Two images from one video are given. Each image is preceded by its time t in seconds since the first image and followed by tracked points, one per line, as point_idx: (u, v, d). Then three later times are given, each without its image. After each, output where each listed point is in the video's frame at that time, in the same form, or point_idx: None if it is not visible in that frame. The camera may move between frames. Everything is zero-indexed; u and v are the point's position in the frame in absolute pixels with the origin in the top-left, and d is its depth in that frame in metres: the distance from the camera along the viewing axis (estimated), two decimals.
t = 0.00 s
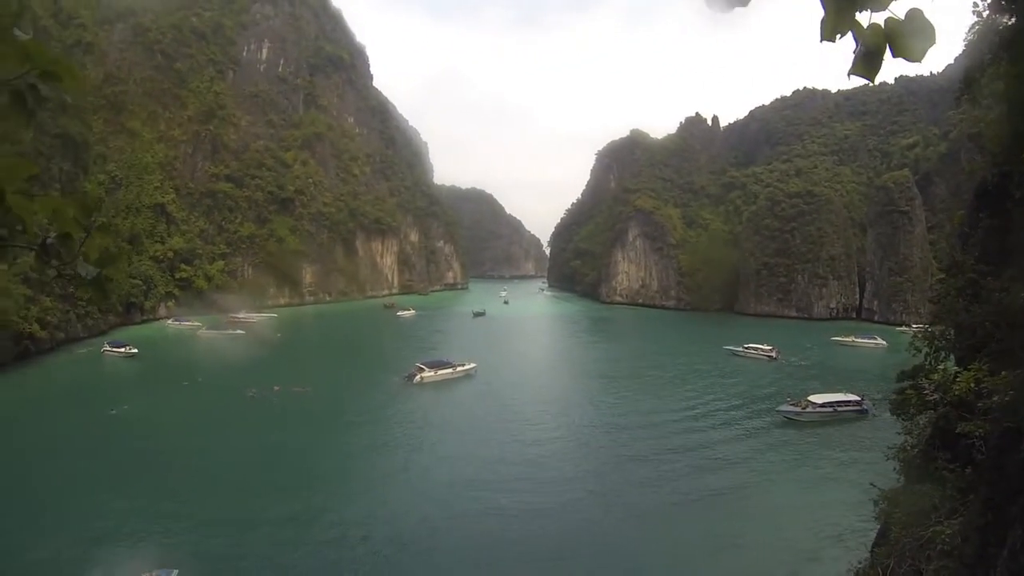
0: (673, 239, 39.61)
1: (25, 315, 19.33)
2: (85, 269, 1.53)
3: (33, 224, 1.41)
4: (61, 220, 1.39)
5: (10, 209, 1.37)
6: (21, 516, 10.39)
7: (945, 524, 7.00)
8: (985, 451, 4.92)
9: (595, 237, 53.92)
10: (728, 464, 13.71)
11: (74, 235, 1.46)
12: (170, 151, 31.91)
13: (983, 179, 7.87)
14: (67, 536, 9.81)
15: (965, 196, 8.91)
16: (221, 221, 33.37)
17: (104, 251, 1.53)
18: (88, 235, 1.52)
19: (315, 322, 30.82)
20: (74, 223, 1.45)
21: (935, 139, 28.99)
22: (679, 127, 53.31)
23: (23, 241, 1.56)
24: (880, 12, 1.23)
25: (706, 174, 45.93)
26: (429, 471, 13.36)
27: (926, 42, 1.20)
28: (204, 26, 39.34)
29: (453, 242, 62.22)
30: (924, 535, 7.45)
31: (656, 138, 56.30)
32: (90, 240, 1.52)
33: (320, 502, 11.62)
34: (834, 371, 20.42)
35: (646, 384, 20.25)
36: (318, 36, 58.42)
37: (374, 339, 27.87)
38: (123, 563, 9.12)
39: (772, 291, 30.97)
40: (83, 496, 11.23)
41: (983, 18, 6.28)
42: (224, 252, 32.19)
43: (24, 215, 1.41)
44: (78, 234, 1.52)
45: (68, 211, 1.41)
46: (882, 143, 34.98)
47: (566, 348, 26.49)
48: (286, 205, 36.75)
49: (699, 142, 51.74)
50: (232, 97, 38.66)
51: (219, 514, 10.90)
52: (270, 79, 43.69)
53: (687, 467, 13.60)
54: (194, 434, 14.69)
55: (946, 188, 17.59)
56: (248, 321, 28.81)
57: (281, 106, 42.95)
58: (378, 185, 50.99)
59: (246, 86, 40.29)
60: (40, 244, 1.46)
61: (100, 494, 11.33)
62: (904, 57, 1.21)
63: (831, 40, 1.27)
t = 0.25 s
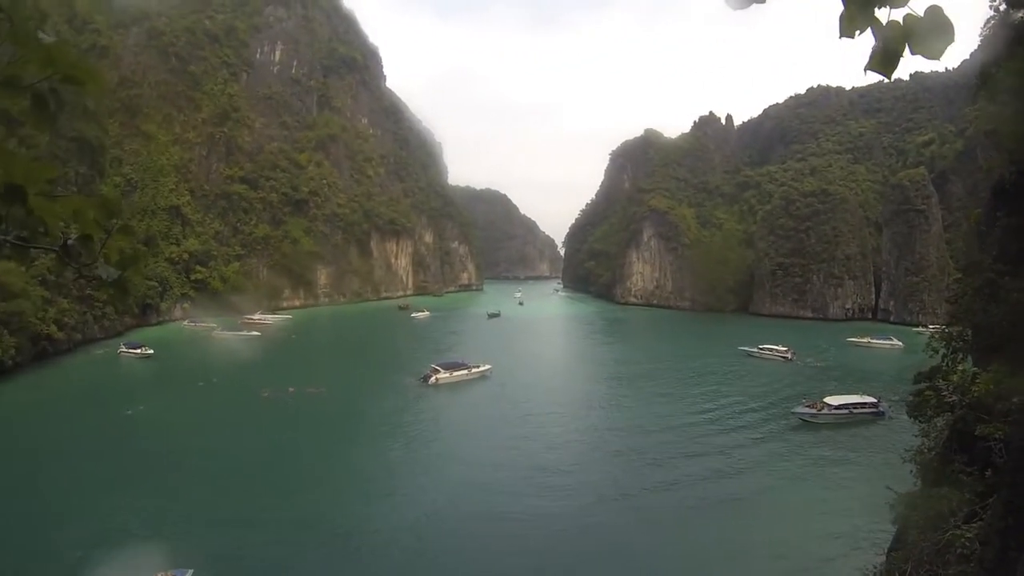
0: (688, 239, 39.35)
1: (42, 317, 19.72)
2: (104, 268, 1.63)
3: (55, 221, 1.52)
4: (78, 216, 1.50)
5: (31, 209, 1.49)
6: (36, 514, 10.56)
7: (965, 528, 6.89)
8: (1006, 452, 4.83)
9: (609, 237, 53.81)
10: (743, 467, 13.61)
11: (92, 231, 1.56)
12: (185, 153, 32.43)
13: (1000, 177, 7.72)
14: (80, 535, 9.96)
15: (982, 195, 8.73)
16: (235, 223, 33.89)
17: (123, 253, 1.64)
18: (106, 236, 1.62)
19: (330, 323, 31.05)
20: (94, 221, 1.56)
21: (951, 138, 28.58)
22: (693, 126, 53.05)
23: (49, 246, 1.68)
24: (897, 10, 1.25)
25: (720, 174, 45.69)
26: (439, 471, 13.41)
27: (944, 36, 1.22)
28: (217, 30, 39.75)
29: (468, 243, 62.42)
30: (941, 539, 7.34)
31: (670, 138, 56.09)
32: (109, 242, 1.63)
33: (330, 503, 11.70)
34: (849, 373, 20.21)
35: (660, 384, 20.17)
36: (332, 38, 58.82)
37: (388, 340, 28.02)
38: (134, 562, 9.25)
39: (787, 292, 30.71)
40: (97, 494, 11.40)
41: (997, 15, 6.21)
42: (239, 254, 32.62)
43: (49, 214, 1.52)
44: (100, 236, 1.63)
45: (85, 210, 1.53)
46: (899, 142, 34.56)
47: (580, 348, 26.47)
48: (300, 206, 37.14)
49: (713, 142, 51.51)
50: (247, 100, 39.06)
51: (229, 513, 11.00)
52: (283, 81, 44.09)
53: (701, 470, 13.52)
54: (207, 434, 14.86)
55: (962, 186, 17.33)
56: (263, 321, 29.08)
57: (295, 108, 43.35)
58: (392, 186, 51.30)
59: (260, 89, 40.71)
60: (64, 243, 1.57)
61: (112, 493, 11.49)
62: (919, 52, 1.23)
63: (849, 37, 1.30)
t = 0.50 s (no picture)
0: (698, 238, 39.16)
1: (54, 312, 19.79)
2: (118, 263, 1.64)
3: (67, 215, 1.54)
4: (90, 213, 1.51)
5: (46, 203, 1.52)
6: (41, 507, 10.70)
7: (976, 531, 6.79)
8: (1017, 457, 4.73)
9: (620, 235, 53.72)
10: (750, 467, 13.53)
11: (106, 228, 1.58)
12: (196, 150, 32.65)
13: (1013, 176, 7.59)
14: (84, 529, 10.07)
15: (995, 195, 8.60)
16: (246, 219, 33.82)
17: (137, 250, 1.65)
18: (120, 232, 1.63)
19: (340, 320, 31.16)
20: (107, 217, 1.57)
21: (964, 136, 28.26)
22: (705, 124, 52.84)
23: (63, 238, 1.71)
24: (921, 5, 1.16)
25: (731, 172, 45.48)
26: (445, 468, 13.44)
27: (967, 37, 1.14)
28: (228, 27, 39.96)
29: (479, 240, 62.54)
30: (951, 541, 7.25)
31: (681, 136, 55.88)
32: (122, 237, 1.63)
33: (333, 498, 11.76)
34: (859, 373, 20.05)
35: (668, 383, 20.12)
36: (343, 35, 59.05)
37: (397, 336, 28.12)
38: (136, 554, 9.35)
39: (797, 291, 30.54)
40: (103, 489, 11.49)
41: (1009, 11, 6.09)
42: (249, 250, 32.68)
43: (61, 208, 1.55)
44: (116, 232, 1.63)
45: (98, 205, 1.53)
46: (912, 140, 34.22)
47: (589, 346, 26.46)
48: (310, 203, 37.00)
49: (724, 140, 51.29)
50: (257, 96, 39.26)
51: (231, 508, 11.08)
52: (294, 78, 44.28)
53: (709, 468, 13.46)
54: (214, 429, 14.98)
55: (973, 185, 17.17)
56: (273, 317, 29.23)
57: (306, 105, 43.53)
58: (402, 183, 51.49)
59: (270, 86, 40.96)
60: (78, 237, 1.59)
61: (118, 487, 11.62)
62: (944, 50, 1.14)
63: (870, 35, 1.22)
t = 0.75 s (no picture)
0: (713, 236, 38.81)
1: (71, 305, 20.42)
2: (139, 254, 1.67)
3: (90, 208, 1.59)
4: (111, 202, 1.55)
5: (71, 195, 1.57)
6: (56, 497, 10.90)
7: (993, 536, 6.69)
8: None
9: (634, 233, 53.51)
10: (765, 468, 13.43)
11: (124, 219, 1.62)
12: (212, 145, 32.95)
13: None
14: (93, 521, 10.15)
15: (1014, 197, 8.45)
16: (262, 214, 34.12)
17: (157, 241, 1.68)
18: (141, 220, 1.66)
19: (354, 316, 31.36)
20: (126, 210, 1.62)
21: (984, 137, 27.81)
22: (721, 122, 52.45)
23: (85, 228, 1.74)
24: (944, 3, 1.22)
25: (748, 170, 45.13)
26: (454, 464, 13.47)
27: (992, 33, 1.19)
28: (244, 23, 40.23)
29: (493, 236, 62.60)
30: (966, 546, 7.15)
31: (697, 134, 55.50)
32: (144, 226, 1.66)
33: (341, 494, 11.81)
34: (874, 375, 19.84)
35: (680, 382, 20.03)
36: (358, 32, 59.29)
37: (411, 332, 28.26)
38: (145, 548, 9.42)
39: (812, 291, 30.27)
40: (117, 480, 11.68)
41: None
42: (265, 245, 32.96)
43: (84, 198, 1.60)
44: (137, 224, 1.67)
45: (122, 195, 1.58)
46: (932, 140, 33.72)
47: (601, 344, 26.41)
48: (326, 199, 37.61)
49: (740, 138, 50.87)
50: (274, 93, 39.53)
51: (240, 503, 11.15)
52: (310, 74, 44.53)
53: (723, 470, 13.37)
54: (225, 423, 15.11)
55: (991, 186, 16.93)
56: (288, 312, 29.51)
57: (321, 101, 43.77)
58: (418, 180, 51.66)
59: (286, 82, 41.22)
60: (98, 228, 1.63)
61: (127, 480, 11.69)
62: (966, 49, 1.20)
63: (892, 30, 1.28)
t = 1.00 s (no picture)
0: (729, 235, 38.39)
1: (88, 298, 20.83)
2: (163, 246, 1.75)
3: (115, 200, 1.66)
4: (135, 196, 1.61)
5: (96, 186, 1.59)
6: (70, 489, 11.07)
7: (1011, 542, 6.55)
8: None
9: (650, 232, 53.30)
10: (780, 470, 13.32)
11: (149, 213, 1.70)
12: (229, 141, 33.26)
13: None
14: (105, 514, 10.25)
15: None
16: (278, 209, 34.37)
17: (181, 233, 1.76)
18: (165, 213, 1.73)
19: (370, 311, 31.56)
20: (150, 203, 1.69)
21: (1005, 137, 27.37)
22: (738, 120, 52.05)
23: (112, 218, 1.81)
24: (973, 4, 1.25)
25: (764, 169, 44.77)
26: (465, 462, 13.48)
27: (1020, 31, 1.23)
28: (260, 20, 40.51)
29: (509, 233, 62.65)
30: (984, 553, 7.01)
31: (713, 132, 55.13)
32: (168, 218, 1.74)
33: (351, 490, 11.84)
34: (890, 377, 19.62)
35: (693, 382, 19.92)
36: (374, 29, 59.63)
37: (426, 328, 28.38)
38: (154, 543, 9.50)
39: (828, 291, 29.90)
40: (130, 473, 11.84)
41: None
42: (281, 240, 33.23)
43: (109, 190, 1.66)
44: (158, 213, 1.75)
45: (146, 188, 1.65)
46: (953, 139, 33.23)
47: (614, 342, 26.35)
48: (342, 194, 37.81)
49: (757, 136, 50.47)
50: (290, 89, 39.81)
51: (250, 498, 11.20)
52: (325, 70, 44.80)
53: (737, 471, 13.25)
54: (239, 418, 15.21)
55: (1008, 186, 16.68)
56: (303, 307, 29.78)
57: (337, 98, 44.04)
58: (433, 176, 51.86)
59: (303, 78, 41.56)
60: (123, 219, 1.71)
61: (140, 473, 11.86)
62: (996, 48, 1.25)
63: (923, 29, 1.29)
